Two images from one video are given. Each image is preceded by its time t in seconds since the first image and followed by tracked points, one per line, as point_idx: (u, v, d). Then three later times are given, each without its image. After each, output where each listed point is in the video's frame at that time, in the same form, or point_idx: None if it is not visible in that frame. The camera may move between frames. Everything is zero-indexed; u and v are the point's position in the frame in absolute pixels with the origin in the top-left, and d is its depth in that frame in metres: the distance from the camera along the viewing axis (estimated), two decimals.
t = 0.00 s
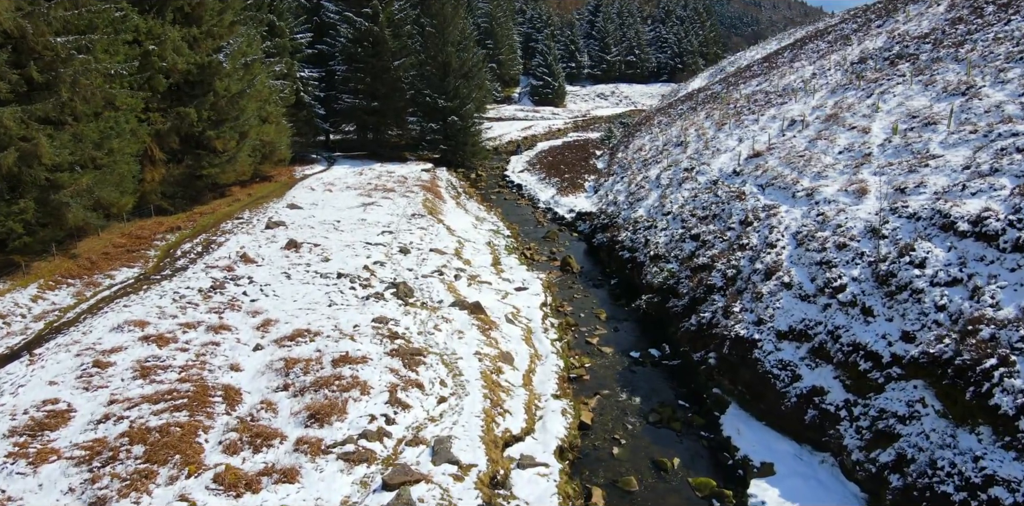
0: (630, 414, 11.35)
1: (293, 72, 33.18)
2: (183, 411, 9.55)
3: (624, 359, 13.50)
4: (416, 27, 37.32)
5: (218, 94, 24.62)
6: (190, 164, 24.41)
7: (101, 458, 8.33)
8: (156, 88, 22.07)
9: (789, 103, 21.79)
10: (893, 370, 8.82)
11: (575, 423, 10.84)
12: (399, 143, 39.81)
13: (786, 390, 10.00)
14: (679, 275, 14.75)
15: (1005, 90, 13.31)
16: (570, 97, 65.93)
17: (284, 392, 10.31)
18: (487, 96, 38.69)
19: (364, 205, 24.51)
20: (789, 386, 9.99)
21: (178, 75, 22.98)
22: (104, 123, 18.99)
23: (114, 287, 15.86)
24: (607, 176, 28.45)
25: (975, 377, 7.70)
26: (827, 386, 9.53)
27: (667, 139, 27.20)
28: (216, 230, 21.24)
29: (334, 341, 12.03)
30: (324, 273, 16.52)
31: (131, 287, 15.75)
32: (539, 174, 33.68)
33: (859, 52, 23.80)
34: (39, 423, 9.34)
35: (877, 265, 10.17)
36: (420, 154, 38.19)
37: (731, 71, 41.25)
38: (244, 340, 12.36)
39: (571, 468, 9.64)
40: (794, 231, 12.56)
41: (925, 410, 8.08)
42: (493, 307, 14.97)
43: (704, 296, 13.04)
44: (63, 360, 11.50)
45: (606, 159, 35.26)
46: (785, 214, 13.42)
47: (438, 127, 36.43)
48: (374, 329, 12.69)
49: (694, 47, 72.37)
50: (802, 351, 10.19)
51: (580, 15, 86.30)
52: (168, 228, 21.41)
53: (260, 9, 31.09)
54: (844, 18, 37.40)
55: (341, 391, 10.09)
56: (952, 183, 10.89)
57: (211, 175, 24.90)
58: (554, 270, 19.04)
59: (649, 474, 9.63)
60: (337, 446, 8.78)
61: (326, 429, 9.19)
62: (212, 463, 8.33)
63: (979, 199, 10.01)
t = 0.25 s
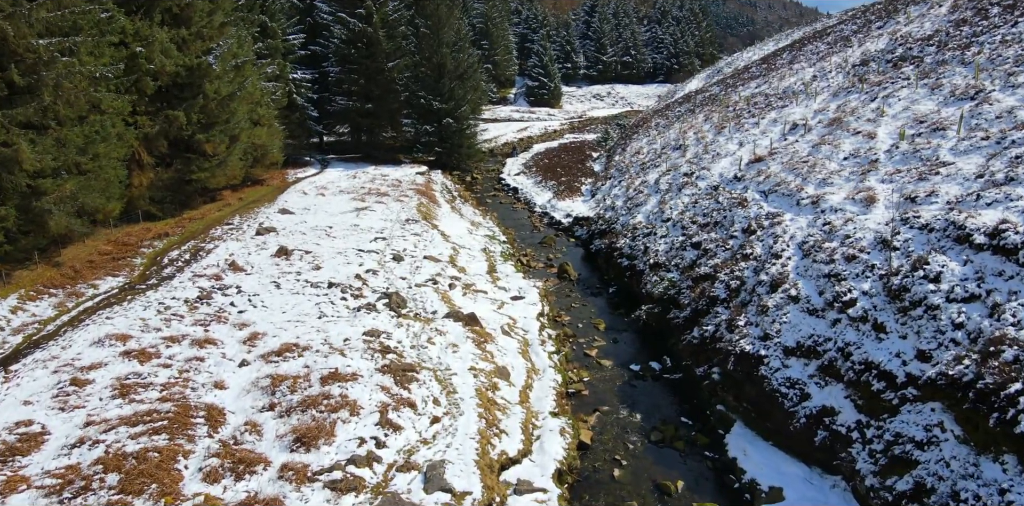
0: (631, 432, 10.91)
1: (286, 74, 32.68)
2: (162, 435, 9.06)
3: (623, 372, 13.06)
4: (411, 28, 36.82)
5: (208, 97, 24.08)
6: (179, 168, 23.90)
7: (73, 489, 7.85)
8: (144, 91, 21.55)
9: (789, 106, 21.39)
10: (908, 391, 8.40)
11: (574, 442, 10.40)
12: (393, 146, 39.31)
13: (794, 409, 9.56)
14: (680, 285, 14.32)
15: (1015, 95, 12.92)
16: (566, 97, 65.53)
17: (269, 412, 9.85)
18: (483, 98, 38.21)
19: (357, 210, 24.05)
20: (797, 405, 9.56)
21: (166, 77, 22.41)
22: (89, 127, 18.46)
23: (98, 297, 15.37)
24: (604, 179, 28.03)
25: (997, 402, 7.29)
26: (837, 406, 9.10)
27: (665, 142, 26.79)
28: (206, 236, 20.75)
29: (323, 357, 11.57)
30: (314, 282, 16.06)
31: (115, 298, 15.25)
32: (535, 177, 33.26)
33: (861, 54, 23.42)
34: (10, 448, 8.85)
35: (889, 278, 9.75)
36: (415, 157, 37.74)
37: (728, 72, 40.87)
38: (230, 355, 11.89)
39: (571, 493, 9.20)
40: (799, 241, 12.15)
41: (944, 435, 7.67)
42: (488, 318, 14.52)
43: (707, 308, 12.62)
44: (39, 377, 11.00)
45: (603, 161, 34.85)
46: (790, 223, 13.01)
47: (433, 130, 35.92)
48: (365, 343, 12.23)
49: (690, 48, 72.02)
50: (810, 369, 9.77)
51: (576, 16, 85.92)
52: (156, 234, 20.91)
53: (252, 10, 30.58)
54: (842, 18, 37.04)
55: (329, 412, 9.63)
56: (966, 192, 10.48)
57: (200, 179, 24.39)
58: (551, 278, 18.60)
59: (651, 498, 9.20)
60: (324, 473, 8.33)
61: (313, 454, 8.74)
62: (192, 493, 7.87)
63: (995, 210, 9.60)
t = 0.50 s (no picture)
0: (632, 451, 10.49)
1: (279, 75, 32.21)
2: (141, 459, 8.61)
3: (623, 385, 12.64)
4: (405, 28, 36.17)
5: (198, 99, 23.59)
6: (169, 172, 23.44)
7: None
8: (132, 94, 21.07)
9: (791, 109, 21.01)
10: (924, 413, 8.01)
11: (574, 463, 9.97)
12: (388, 148, 38.76)
13: (802, 429, 9.14)
14: (681, 294, 13.92)
15: None
16: (562, 98, 65.13)
17: (255, 434, 9.41)
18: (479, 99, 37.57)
19: (350, 215, 23.62)
20: (806, 424, 9.15)
21: (155, 80, 21.91)
22: (75, 131, 17.98)
23: (82, 307, 14.91)
24: (602, 183, 27.63)
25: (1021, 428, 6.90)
26: (848, 426, 8.70)
27: (664, 145, 26.40)
28: (195, 242, 20.30)
29: (312, 373, 11.13)
30: (305, 291, 15.63)
31: (99, 308, 14.78)
32: (531, 179, 32.85)
33: (862, 56, 23.05)
34: None
35: (901, 292, 9.36)
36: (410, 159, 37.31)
37: (727, 74, 40.50)
38: (216, 370, 11.44)
39: None
40: (805, 251, 11.76)
41: (964, 462, 7.28)
42: (484, 329, 14.09)
43: (710, 320, 12.22)
44: (16, 395, 10.54)
45: (600, 164, 34.46)
46: (795, 232, 12.62)
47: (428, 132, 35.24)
48: (356, 358, 11.80)
49: (686, 48, 71.68)
50: (819, 387, 9.36)
51: (572, 16, 85.56)
52: (144, 239, 20.46)
53: (244, 10, 30.09)
54: (842, 19, 36.68)
55: (317, 434, 9.21)
56: (980, 202, 10.09)
57: (190, 184, 23.92)
58: (548, 285, 18.19)
59: None
60: (311, 502, 7.91)
61: (300, 480, 8.31)
62: None
63: (1012, 221, 9.21)
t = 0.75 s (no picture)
0: (634, 469, 10.07)
1: (273, 77, 31.80)
2: (119, 485, 8.18)
3: (624, 399, 12.24)
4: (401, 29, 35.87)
5: (189, 102, 23.16)
6: (159, 176, 23.01)
7: None
8: (121, 97, 20.65)
9: (792, 112, 20.66)
10: (942, 436, 7.62)
11: (574, 484, 9.56)
12: (384, 150, 38.44)
13: (812, 450, 8.72)
14: (683, 305, 13.54)
15: None
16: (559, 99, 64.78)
17: (241, 455, 9.01)
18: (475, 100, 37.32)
19: (345, 219, 23.22)
20: (816, 444, 8.74)
21: (145, 82, 21.50)
22: (61, 136, 17.55)
23: (67, 318, 14.48)
24: (600, 186, 27.28)
25: None
26: (861, 447, 8.30)
27: (663, 148, 26.04)
28: (186, 248, 19.89)
29: (302, 389, 10.72)
30: (297, 300, 15.23)
31: (84, 319, 14.34)
32: (528, 182, 32.48)
33: (865, 58, 22.72)
34: None
35: (915, 307, 8.99)
36: (406, 161, 36.93)
37: (725, 75, 40.19)
38: (202, 386, 11.03)
39: None
40: (812, 261, 11.39)
41: (986, 491, 6.91)
42: (481, 340, 13.68)
43: (714, 333, 11.83)
44: None
45: (598, 167, 34.11)
46: (801, 241, 12.25)
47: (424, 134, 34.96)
48: (348, 372, 11.39)
49: (684, 49, 71.39)
50: (830, 406, 8.97)
51: (569, 16, 85.22)
52: (134, 245, 20.04)
53: (237, 11, 29.66)
54: (841, 20, 36.38)
55: (306, 457, 8.82)
56: (995, 212, 9.73)
57: (181, 189, 23.49)
58: (546, 293, 17.81)
59: None
60: None
61: None
62: None
63: None
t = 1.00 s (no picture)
0: (636, 489, 9.68)
1: (267, 78, 31.37)
2: None
3: (625, 414, 11.84)
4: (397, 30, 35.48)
5: (180, 105, 22.74)
6: (150, 180, 22.59)
7: None
8: (111, 100, 20.24)
9: (795, 115, 20.32)
10: (961, 460, 7.26)
11: None
12: (380, 152, 38.06)
13: (823, 472, 8.31)
14: (686, 315, 13.17)
15: None
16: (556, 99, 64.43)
17: (227, 478, 8.63)
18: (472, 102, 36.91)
19: (339, 224, 22.82)
20: (826, 466, 8.34)
21: (135, 85, 21.06)
22: (48, 140, 17.11)
23: (52, 328, 14.07)
24: (598, 190, 26.93)
25: None
26: (874, 469, 7.91)
27: (662, 152, 25.68)
28: (177, 255, 19.48)
29: (291, 406, 10.32)
30: (289, 309, 14.85)
31: (69, 329, 13.93)
32: (526, 185, 32.11)
33: (867, 60, 22.40)
34: None
35: (929, 323, 8.64)
36: (402, 164, 36.54)
37: (724, 77, 39.90)
38: (188, 402, 10.63)
39: None
40: (819, 272, 11.03)
41: None
42: (477, 351, 13.30)
43: (718, 346, 11.47)
44: None
45: (596, 169, 33.76)
46: (808, 250, 11.90)
47: (420, 137, 34.45)
48: (340, 387, 11.00)
49: (682, 49, 71.12)
50: (840, 425, 8.59)
51: (566, 17, 84.92)
52: (123, 252, 19.61)
53: (230, 12, 29.22)
54: (841, 22, 36.10)
55: (294, 480, 8.45)
56: (1011, 222, 9.38)
57: (172, 193, 23.08)
58: (544, 300, 17.43)
59: None
60: None
61: None
62: None
63: None
